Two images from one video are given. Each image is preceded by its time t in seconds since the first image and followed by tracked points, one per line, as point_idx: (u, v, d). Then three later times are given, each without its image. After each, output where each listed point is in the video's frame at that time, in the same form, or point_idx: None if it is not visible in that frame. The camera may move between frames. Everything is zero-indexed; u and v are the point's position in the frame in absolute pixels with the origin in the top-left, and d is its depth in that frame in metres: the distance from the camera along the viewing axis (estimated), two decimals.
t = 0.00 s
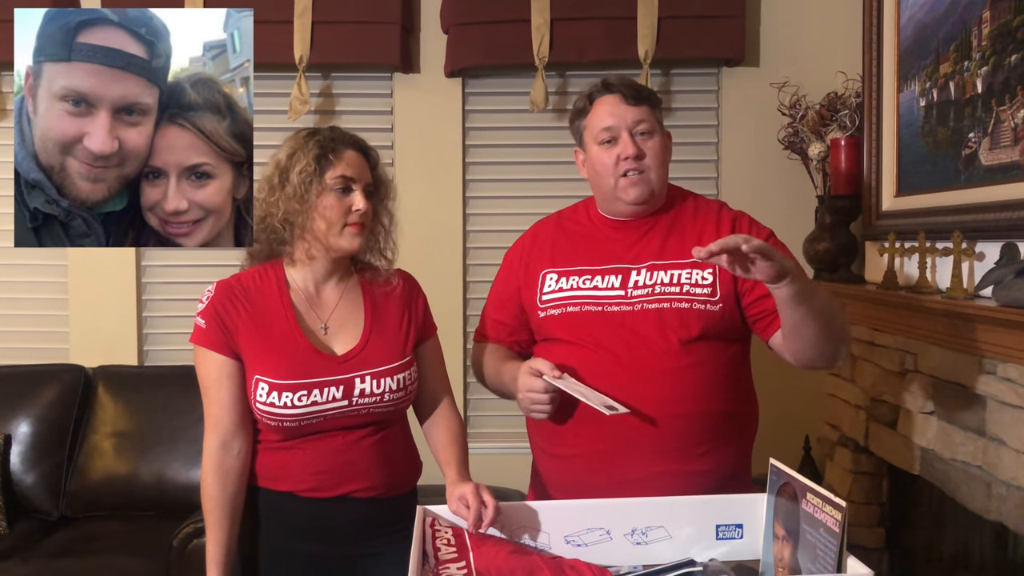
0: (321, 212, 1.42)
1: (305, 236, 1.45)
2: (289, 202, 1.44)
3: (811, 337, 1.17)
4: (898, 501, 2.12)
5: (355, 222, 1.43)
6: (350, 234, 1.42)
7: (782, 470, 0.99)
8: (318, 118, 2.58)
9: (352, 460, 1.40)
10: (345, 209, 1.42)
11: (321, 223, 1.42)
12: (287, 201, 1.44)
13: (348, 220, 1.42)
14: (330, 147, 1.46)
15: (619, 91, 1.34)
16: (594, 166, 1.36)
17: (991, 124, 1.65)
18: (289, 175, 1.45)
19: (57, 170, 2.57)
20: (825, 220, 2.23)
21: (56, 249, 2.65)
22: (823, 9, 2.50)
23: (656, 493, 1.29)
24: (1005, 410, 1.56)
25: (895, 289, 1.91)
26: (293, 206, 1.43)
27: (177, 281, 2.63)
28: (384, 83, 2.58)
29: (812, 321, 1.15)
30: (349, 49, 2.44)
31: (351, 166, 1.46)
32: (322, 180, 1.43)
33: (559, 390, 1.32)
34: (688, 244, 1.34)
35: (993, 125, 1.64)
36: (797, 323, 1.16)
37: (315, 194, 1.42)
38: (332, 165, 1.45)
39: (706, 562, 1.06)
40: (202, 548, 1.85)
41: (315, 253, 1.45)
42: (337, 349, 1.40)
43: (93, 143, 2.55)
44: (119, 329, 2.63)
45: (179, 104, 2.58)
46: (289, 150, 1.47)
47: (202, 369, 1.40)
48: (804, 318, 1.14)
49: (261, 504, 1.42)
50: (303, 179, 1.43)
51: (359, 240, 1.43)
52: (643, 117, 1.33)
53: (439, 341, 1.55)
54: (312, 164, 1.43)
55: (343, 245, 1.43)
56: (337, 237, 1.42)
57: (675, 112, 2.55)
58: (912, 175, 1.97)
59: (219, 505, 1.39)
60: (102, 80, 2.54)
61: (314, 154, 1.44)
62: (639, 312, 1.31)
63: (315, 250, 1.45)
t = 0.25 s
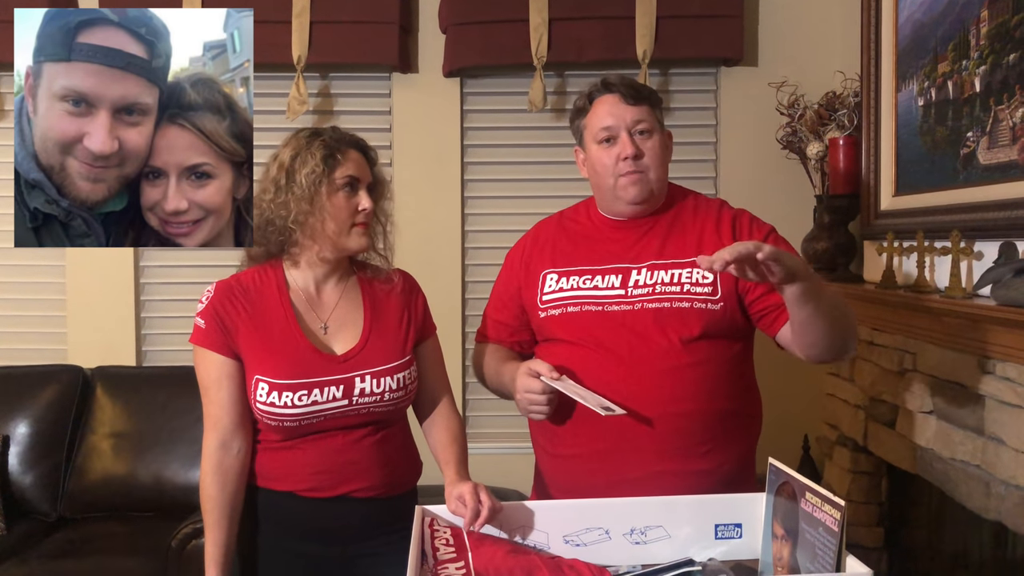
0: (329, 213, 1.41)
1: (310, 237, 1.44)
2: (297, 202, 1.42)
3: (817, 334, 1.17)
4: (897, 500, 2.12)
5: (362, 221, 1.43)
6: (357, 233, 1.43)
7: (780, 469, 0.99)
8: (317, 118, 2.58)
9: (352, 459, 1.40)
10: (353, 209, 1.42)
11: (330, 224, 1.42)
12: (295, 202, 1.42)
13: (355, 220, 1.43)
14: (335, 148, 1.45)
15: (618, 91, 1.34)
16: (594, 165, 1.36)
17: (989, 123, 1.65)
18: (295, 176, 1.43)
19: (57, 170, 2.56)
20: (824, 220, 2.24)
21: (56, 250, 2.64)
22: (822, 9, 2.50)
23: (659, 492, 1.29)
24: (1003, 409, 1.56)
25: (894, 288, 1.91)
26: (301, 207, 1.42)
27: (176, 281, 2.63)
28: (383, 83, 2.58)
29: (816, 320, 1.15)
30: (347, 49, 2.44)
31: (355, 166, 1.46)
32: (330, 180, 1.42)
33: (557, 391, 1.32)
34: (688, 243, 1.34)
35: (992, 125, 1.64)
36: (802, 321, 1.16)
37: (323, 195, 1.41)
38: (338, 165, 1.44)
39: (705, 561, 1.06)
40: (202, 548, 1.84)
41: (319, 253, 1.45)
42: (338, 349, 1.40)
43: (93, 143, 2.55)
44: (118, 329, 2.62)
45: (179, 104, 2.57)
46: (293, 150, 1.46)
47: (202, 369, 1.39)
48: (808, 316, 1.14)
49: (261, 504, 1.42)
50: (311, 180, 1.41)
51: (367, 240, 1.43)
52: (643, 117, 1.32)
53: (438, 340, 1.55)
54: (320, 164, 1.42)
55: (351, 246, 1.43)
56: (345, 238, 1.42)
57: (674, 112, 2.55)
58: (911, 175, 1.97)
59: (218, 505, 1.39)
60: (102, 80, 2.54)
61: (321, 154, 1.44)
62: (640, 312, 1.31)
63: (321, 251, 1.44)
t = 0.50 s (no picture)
0: (331, 212, 1.41)
1: (311, 236, 1.44)
2: (297, 202, 1.42)
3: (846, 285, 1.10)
4: (897, 500, 2.12)
5: (363, 220, 1.44)
6: (358, 232, 1.43)
7: (780, 469, 0.99)
8: (316, 118, 2.58)
9: (353, 459, 1.40)
10: (354, 208, 1.43)
11: (332, 224, 1.42)
12: (296, 201, 1.42)
13: (357, 219, 1.43)
14: (334, 147, 1.46)
15: (629, 92, 1.34)
16: (599, 167, 1.36)
17: (988, 123, 1.65)
18: (295, 176, 1.44)
19: (57, 170, 2.56)
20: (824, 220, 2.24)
21: (56, 250, 2.64)
22: (821, 8, 2.50)
23: (660, 491, 1.29)
24: (1002, 408, 1.56)
25: (894, 288, 1.91)
26: (302, 206, 1.42)
27: (175, 282, 2.63)
28: (382, 84, 2.58)
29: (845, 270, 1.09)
30: (346, 49, 2.44)
31: (355, 165, 1.46)
32: (330, 179, 1.43)
33: (557, 390, 1.32)
34: (690, 240, 1.34)
35: (990, 124, 1.64)
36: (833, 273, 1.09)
37: (324, 194, 1.42)
38: (338, 164, 1.44)
39: (705, 561, 1.06)
40: (202, 548, 1.84)
41: (320, 253, 1.44)
42: (338, 348, 1.40)
43: (93, 143, 2.55)
44: (118, 330, 2.62)
45: (179, 104, 2.57)
46: (292, 150, 1.46)
47: (202, 370, 1.39)
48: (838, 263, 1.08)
49: (261, 504, 1.42)
50: (311, 179, 1.42)
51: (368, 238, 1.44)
52: (652, 121, 1.33)
53: (438, 340, 1.55)
54: (321, 163, 1.43)
55: (352, 245, 1.43)
56: (347, 237, 1.43)
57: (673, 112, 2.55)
58: (910, 174, 1.98)
59: (218, 505, 1.39)
60: (102, 80, 2.54)
61: (321, 153, 1.44)
62: (642, 309, 1.31)
63: (323, 251, 1.44)
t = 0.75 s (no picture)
0: (329, 212, 1.41)
1: (310, 236, 1.44)
2: (295, 202, 1.42)
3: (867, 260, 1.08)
4: (897, 499, 2.12)
5: (362, 219, 1.43)
6: (357, 231, 1.43)
7: (780, 468, 0.99)
8: (315, 118, 2.58)
9: (352, 459, 1.39)
10: (352, 207, 1.43)
11: (331, 224, 1.42)
12: (294, 201, 1.42)
13: (355, 218, 1.43)
14: (331, 146, 1.45)
15: (634, 88, 1.33)
16: (601, 162, 1.36)
17: (987, 122, 1.65)
18: (293, 176, 1.43)
19: (57, 170, 2.56)
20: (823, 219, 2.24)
21: (55, 250, 2.64)
22: (819, 7, 2.50)
23: (661, 491, 1.29)
24: (1001, 408, 1.56)
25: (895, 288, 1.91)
26: (300, 206, 1.42)
27: (174, 282, 2.63)
28: (381, 84, 2.58)
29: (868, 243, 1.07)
30: (345, 49, 2.44)
31: (352, 164, 1.46)
32: (327, 178, 1.43)
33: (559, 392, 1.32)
34: (691, 239, 1.34)
35: (990, 123, 1.64)
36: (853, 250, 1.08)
37: (322, 193, 1.42)
38: (335, 163, 1.44)
39: (705, 561, 1.06)
40: (202, 548, 1.84)
41: (319, 252, 1.44)
42: (337, 348, 1.39)
43: (93, 143, 2.55)
44: (117, 330, 2.62)
45: (179, 104, 2.57)
46: (288, 150, 1.46)
47: (201, 370, 1.39)
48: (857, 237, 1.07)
49: (260, 504, 1.41)
50: (309, 179, 1.41)
51: (366, 237, 1.44)
52: (655, 119, 1.33)
53: (438, 340, 1.55)
54: (318, 163, 1.42)
55: (351, 244, 1.43)
56: (346, 236, 1.42)
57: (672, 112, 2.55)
58: (909, 174, 1.98)
59: (217, 505, 1.39)
60: (102, 80, 2.54)
61: (317, 152, 1.44)
62: (643, 309, 1.31)
63: (322, 251, 1.44)
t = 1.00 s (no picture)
0: (327, 212, 1.41)
1: (309, 236, 1.44)
2: (292, 201, 1.42)
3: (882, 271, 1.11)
4: (897, 498, 2.12)
5: (360, 218, 1.43)
6: (356, 230, 1.43)
7: (780, 467, 0.99)
8: (315, 118, 2.58)
9: (352, 459, 1.39)
10: (350, 206, 1.43)
11: (329, 223, 1.42)
12: (292, 201, 1.42)
13: (353, 217, 1.43)
14: (328, 145, 1.45)
15: (635, 87, 1.34)
16: (602, 161, 1.36)
17: (987, 121, 1.65)
18: (290, 176, 1.43)
19: (57, 170, 2.56)
20: (823, 219, 2.24)
21: (55, 250, 2.64)
22: (819, 6, 2.50)
23: (663, 490, 1.29)
24: (1002, 407, 1.56)
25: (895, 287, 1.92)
26: (299, 206, 1.42)
27: (174, 282, 2.63)
28: (381, 83, 2.58)
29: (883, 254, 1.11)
30: (345, 49, 2.44)
31: (350, 163, 1.45)
32: (325, 178, 1.43)
33: (562, 391, 1.32)
34: (694, 238, 1.34)
35: (990, 122, 1.64)
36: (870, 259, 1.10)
37: (320, 193, 1.42)
38: (332, 162, 1.44)
39: (705, 560, 1.06)
40: (202, 548, 1.84)
41: (317, 251, 1.44)
42: (337, 348, 1.39)
43: (93, 143, 2.55)
44: (117, 330, 2.62)
45: (179, 104, 2.57)
46: (285, 150, 1.46)
47: (201, 370, 1.39)
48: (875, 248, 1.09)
49: (261, 504, 1.41)
50: (306, 179, 1.41)
51: (365, 236, 1.44)
52: (655, 117, 1.33)
53: (437, 339, 1.55)
54: (315, 162, 1.42)
55: (350, 243, 1.43)
56: (345, 235, 1.42)
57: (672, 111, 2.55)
58: (909, 173, 1.98)
59: (217, 505, 1.39)
60: (103, 80, 2.54)
61: (314, 152, 1.43)
62: (646, 308, 1.31)
63: (320, 250, 1.44)
